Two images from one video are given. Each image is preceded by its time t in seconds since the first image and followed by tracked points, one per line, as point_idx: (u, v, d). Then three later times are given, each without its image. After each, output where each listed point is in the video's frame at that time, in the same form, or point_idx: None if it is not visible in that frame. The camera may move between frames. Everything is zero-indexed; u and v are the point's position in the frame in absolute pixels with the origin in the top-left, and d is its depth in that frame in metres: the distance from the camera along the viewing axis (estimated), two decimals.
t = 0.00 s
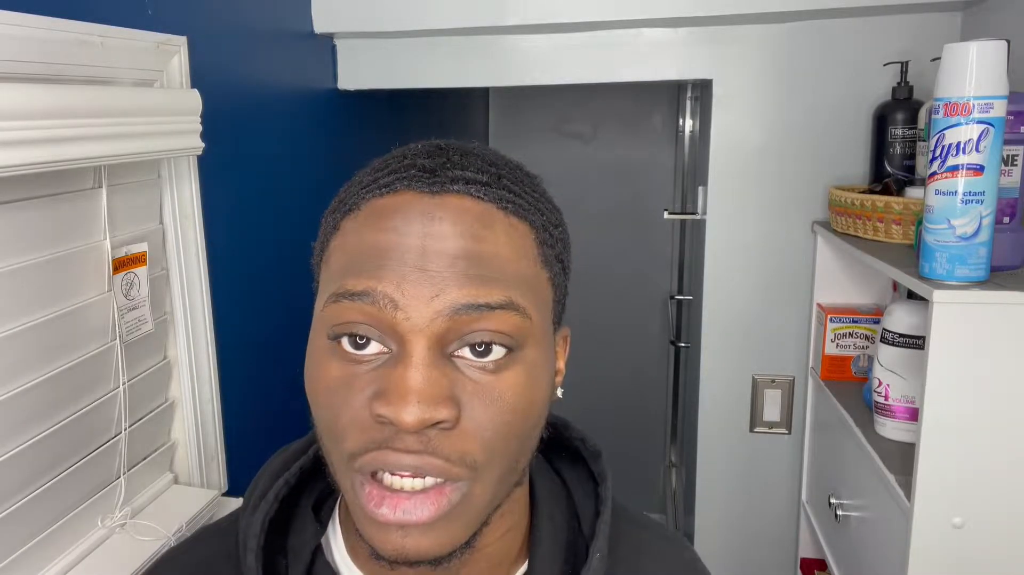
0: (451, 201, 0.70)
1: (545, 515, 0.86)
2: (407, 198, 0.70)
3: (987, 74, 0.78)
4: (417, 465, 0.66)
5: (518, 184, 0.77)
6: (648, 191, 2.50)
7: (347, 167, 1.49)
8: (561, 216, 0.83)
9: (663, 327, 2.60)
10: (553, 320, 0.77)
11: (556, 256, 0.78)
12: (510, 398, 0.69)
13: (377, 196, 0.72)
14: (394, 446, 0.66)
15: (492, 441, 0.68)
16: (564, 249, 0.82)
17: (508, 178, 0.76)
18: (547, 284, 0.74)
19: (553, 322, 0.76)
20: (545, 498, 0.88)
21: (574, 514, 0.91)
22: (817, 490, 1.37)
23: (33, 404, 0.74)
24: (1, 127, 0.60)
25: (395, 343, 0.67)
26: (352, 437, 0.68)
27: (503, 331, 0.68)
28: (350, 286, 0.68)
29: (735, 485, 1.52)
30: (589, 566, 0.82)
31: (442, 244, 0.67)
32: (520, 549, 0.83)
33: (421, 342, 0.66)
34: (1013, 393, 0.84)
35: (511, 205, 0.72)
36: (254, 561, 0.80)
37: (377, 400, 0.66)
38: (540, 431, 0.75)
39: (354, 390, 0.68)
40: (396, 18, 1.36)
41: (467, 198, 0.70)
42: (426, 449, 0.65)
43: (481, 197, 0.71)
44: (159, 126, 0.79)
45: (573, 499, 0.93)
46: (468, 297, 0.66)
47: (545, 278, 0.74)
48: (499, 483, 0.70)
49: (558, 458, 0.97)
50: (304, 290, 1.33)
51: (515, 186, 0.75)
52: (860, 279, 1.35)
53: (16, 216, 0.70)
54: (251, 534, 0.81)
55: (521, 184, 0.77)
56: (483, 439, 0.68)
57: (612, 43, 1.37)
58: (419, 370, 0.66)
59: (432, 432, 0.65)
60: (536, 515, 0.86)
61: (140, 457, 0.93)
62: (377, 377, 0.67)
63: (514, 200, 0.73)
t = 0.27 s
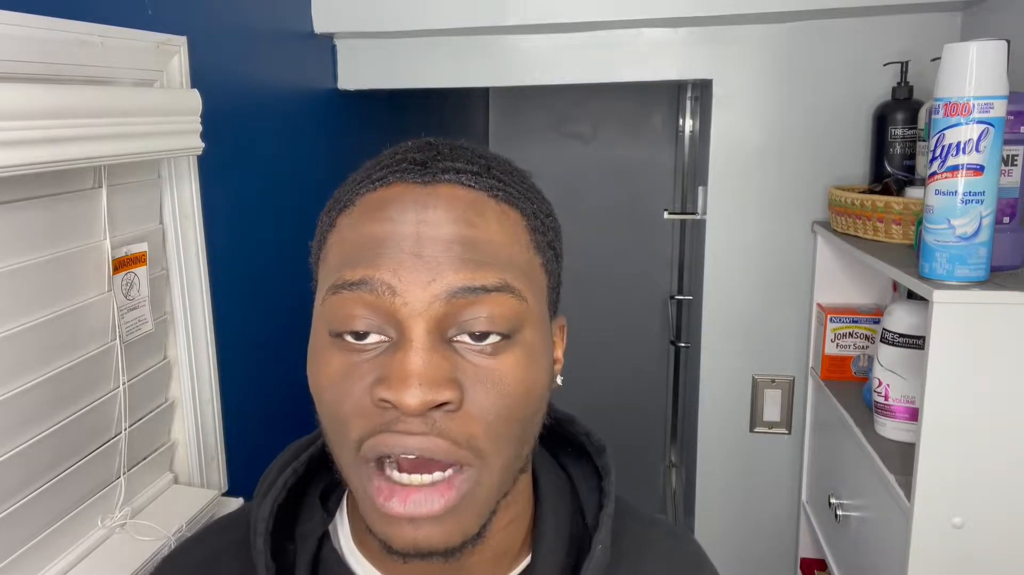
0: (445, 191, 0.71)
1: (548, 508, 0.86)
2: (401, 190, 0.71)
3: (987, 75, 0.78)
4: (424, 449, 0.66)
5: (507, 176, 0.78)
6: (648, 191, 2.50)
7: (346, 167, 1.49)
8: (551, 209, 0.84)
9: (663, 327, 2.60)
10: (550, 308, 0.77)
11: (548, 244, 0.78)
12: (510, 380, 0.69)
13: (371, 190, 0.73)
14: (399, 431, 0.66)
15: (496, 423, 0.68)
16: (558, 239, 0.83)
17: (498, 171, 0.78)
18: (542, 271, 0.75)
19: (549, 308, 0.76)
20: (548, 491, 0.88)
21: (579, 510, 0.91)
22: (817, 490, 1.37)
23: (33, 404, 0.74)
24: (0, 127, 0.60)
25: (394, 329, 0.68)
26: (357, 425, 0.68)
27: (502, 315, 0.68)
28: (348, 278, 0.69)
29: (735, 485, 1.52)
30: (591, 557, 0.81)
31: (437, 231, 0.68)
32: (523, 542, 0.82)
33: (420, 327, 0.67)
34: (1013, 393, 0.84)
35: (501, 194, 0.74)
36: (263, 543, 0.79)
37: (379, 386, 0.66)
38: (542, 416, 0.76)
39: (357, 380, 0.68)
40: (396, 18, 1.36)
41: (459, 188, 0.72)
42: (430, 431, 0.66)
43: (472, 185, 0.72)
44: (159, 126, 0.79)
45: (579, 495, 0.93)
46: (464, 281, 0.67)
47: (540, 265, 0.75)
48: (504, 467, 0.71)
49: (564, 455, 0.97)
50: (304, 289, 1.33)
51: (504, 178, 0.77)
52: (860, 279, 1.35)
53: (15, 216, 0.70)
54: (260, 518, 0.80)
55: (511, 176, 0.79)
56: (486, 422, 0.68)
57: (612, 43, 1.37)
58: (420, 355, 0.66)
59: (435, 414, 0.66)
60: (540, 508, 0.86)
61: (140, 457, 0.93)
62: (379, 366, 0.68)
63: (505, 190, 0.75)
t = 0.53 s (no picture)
0: (460, 194, 0.71)
1: (553, 504, 0.86)
2: (417, 189, 0.71)
3: (987, 75, 0.78)
4: (434, 452, 0.66)
5: (522, 177, 0.78)
6: (648, 191, 2.50)
7: (346, 166, 1.49)
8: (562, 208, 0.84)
9: (663, 327, 2.60)
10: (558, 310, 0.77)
11: (559, 247, 0.78)
12: (520, 385, 0.69)
13: (386, 189, 0.73)
14: (409, 432, 0.66)
15: (502, 425, 0.69)
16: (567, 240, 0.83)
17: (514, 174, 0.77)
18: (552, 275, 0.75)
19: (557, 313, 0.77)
20: (553, 487, 0.88)
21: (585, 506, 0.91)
22: (817, 490, 1.37)
23: (33, 405, 0.74)
24: None
25: (406, 331, 0.67)
26: (366, 425, 0.68)
27: (514, 319, 0.68)
28: (362, 280, 0.69)
29: (735, 485, 1.52)
30: (595, 553, 0.81)
31: (452, 235, 0.68)
32: (527, 538, 0.83)
33: (433, 331, 0.67)
34: (1013, 393, 0.84)
35: (515, 196, 0.74)
36: (271, 534, 0.80)
37: (390, 387, 0.67)
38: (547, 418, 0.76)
39: (369, 380, 0.68)
40: (396, 18, 1.36)
41: (475, 190, 0.72)
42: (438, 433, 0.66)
43: (488, 188, 0.72)
44: (159, 126, 0.79)
45: (583, 491, 0.92)
46: (477, 285, 0.67)
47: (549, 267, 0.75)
48: (510, 467, 0.71)
49: (570, 452, 0.97)
50: (304, 289, 1.33)
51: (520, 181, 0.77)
52: (860, 279, 1.35)
53: (15, 216, 0.70)
54: (266, 510, 0.81)
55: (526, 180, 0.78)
56: (495, 425, 0.68)
57: (611, 43, 1.37)
58: (431, 357, 0.66)
59: (446, 417, 0.66)
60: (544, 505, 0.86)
61: (140, 457, 0.93)
62: (390, 367, 0.68)
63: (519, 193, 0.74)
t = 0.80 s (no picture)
0: (563, 265, 0.61)
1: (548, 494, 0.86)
2: (520, 262, 0.59)
3: (987, 75, 0.78)
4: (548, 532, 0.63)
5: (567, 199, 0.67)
6: (648, 192, 2.50)
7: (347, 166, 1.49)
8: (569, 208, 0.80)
9: (663, 327, 2.60)
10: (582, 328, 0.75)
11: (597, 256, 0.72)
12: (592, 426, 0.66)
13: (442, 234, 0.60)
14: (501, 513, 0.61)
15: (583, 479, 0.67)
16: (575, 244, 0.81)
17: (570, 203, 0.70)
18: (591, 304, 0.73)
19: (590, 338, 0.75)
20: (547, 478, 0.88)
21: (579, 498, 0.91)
22: (817, 490, 1.37)
23: (32, 405, 0.74)
24: None
25: (516, 423, 0.59)
26: (472, 516, 0.62)
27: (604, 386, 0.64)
28: (464, 380, 0.57)
29: (735, 485, 1.52)
30: (592, 542, 0.82)
31: (562, 319, 0.60)
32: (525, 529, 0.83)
33: (551, 423, 0.60)
34: (1013, 393, 0.84)
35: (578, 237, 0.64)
36: (270, 530, 0.79)
37: (502, 482, 0.60)
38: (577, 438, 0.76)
39: (449, 463, 0.60)
40: (396, 18, 1.36)
41: (572, 254, 0.62)
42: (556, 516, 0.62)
43: (581, 248, 0.63)
44: (159, 126, 0.79)
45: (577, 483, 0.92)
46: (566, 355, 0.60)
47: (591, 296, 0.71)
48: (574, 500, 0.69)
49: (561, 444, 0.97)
50: (304, 289, 1.33)
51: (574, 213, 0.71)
52: (860, 279, 1.35)
53: (15, 216, 0.70)
54: (265, 504, 0.81)
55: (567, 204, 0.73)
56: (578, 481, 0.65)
57: (611, 43, 1.37)
58: (550, 455, 0.59)
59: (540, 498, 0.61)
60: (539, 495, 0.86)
61: (140, 457, 0.93)
62: (493, 462, 0.60)
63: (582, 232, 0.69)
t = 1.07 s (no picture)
0: (408, 192, 0.71)
1: (525, 500, 0.86)
2: (363, 192, 0.71)
3: (987, 75, 0.78)
4: (399, 448, 0.66)
5: (469, 170, 0.78)
6: (648, 191, 2.50)
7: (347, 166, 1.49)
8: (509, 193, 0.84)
9: (663, 327, 2.60)
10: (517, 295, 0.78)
11: (511, 234, 0.78)
12: (482, 373, 0.69)
13: (332, 195, 0.73)
14: (372, 429, 0.66)
15: (470, 418, 0.69)
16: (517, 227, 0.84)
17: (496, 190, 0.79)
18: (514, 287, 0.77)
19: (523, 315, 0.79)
20: (526, 482, 0.88)
21: (559, 504, 0.91)
22: (817, 490, 1.37)
23: (33, 405, 0.74)
24: None
25: (363, 331, 0.67)
26: (329, 429, 0.68)
27: (471, 309, 0.69)
28: (315, 282, 0.69)
29: (735, 486, 1.52)
30: (569, 550, 0.81)
31: (404, 232, 0.68)
32: (500, 536, 0.83)
33: (386, 323, 0.67)
34: (1013, 393, 0.84)
35: (463, 189, 0.74)
36: (240, 542, 0.80)
37: (351, 387, 0.66)
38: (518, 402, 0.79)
39: (327, 382, 0.68)
40: (396, 18, 1.36)
41: (427, 187, 0.71)
42: (404, 433, 0.65)
43: (433, 184, 0.72)
44: (159, 126, 0.79)
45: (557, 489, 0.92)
46: (426, 273, 0.67)
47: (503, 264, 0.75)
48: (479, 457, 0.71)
49: (543, 450, 0.97)
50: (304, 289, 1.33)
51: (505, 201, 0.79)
52: (859, 279, 1.35)
53: (16, 216, 0.70)
54: (236, 516, 0.81)
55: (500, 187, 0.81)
56: (459, 412, 0.68)
57: (612, 43, 1.37)
58: (391, 352, 0.66)
59: (406, 410, 0.65)
60: (516, 501, 0.86)
61: (140, 457, 0.93)
62: (352, 369, 0.67)
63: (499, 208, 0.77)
